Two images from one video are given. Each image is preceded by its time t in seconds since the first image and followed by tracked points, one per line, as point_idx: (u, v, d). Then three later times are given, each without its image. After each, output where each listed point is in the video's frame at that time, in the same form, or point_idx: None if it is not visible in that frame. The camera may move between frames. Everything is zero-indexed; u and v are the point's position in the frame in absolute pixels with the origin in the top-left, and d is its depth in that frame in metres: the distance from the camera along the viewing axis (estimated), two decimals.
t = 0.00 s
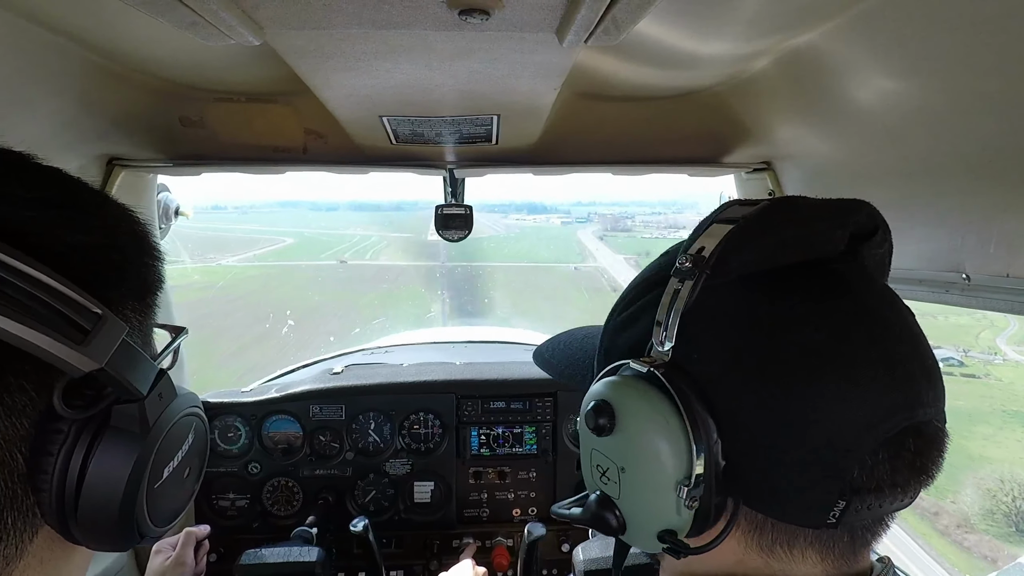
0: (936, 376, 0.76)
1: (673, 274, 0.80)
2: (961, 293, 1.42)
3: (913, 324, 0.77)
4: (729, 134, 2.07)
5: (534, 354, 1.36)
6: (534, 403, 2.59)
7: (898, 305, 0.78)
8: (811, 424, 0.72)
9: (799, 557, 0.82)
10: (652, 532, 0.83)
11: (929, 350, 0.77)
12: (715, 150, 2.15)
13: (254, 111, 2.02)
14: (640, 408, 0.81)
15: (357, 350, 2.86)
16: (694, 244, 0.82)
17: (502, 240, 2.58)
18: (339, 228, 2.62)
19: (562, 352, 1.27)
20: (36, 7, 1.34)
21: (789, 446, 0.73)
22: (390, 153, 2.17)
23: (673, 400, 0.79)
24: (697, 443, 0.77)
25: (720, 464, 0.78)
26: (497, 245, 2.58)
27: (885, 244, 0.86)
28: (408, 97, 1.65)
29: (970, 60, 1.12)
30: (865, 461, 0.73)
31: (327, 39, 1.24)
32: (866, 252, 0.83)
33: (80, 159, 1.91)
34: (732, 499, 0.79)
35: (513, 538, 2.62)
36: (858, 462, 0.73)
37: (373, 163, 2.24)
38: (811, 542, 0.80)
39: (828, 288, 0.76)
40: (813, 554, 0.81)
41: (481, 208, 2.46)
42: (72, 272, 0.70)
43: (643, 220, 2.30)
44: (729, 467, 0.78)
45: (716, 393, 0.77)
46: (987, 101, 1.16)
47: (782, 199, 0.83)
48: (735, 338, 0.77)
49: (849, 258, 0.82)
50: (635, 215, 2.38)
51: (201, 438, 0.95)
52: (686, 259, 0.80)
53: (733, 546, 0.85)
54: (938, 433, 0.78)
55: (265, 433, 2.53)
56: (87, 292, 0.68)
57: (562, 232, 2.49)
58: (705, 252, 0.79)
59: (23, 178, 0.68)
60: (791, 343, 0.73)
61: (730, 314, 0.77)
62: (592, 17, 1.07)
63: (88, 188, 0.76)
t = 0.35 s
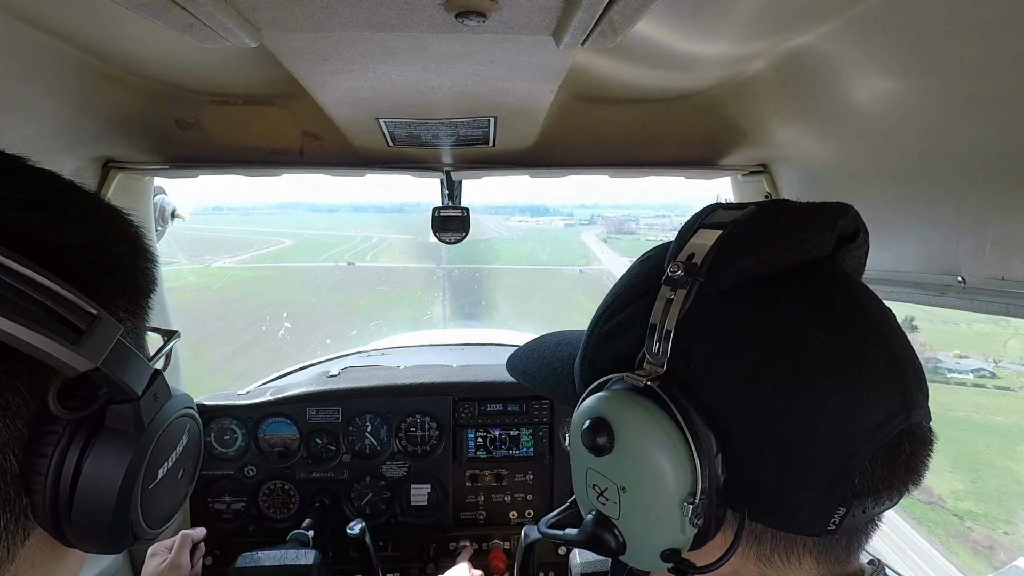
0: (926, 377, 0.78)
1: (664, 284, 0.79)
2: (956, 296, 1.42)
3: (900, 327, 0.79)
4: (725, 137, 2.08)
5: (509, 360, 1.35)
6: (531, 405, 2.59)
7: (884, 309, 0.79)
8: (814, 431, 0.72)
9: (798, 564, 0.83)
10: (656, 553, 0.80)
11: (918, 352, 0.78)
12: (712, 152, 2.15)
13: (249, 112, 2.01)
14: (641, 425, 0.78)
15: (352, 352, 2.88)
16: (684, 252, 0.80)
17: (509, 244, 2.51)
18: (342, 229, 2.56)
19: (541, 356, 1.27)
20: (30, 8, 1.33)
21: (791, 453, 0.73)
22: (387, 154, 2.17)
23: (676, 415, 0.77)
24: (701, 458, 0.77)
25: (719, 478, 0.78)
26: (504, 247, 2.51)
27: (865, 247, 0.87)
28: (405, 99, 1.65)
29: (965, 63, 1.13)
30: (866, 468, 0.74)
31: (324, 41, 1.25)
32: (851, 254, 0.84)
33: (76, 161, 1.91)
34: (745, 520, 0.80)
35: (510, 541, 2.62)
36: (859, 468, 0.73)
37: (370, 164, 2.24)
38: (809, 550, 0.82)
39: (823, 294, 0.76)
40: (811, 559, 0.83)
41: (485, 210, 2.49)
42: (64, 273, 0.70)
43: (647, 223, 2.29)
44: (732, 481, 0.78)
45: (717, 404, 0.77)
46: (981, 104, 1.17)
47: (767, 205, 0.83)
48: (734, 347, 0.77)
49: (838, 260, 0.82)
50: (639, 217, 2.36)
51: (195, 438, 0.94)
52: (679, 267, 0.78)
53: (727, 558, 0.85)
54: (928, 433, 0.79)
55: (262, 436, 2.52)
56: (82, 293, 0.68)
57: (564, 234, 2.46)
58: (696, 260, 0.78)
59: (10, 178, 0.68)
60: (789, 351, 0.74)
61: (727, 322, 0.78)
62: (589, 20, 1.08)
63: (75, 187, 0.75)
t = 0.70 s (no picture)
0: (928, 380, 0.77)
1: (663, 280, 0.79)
2: (954, 296, 1.43)
3: (902, 330, 0.78)
4: (723, 138, 2.08)
5: (518, 357, 1.35)
6: (529, 405, 2.59)
7: (887, 310, 0.79)
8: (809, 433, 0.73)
9: (794, 565, 0.83)
10: (649, 549, 0.82)
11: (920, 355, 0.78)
12: (710, 152, 2.16)
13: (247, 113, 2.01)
14: (634, 422, 0.80)
15: (350, 352, 2.86)
16: (684, 250, 0.80)
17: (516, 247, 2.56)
18: (341, 229, 2.62)
19: (554, 357, 1.25)
20: (28, 9, 1.33)
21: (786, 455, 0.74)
22: (385, 155, 2.17)
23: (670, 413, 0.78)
24: (694, 457, 0.77)
25: (713, 476, 0.78)
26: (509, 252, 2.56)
27: (871, 247, 0.86)
28: (403, 99, 1.65)
29: (962, 65, 1.13)
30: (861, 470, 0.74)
31: (322, 42, 1.25)
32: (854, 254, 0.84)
33: (73, 162, 1.91)
34: (729, 511, 0.81)
35: (508, 540, 2.62)
36: (854, 471, 0.74)
37: (367, 164, 2.24)
38: (804, 551, 0.82)
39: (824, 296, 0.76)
40: (807, 561, 0.83)
41: (489, 212, 2.50)
42: (75, 274, 0.70)
43: (654, 224, 2.29)
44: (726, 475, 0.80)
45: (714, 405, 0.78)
46: (979, 107, 1.17)
47: (769, 206, 0.83)
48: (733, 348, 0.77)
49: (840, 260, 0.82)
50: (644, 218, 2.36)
51: (203, 444, 0.94)
52: (678, 266, 0.78)
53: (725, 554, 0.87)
54: (930, 437, 0.79)
55: (260, 436, 2.52)
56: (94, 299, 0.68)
57: (570, 236, 2.49)
58: (695, 259, 0.78)
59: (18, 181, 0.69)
60: (787, 353, 0.74)
61: (725, 324, 0.78)
62: (587, 20, 1.08)
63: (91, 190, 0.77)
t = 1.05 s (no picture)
0: (917, 392, 0.74)
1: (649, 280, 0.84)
2: (957, 296, 1.42)
3: (897, 336, 0.76)
4: (725, 138, 2.08)
5: (545, 353, 1.38)
6: (531, 405, 2.59)
7: (879, 315, 0.76)
8: (772, 438, 0.73)
9: (773, 565, 0.82)
10: (621, 533, 0.88)
11: (911, 364, 0.75)
12: (711, 152, 2.16)
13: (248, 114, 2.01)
14: (606, 415, 0.87)
15: (353, 352, 2.85)
16: (672, 253, 0.85)
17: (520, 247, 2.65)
18: (345, 230, 2.68)
19: (569, 353, 1.26)
20: (30, 10, 1.34)
21: (747, 457, 0.74)
22: (386, 155, 2.17)
23: (638, 410, 0.83)
24: (657, 454, 0.81)
25: (683, 471, 0.81)
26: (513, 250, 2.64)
27: (881, 249, 0.84)
28: (403, 99, 1.65)
29: (963, 64, 1.13)
30: (828, 479, 0.73)
31: (324, 41, 1.25)
32: (852, 257, 0.83)
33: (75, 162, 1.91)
34: (697, 507, 0.83)
35: (510, 540, 2.62)
36: (820, 480, 0.73)
37: (369, 165, 2.23)
38: (780, 553, 0.81)
39: (802, 301, 0.76)
40: (787, 565, 0.81)
41: (495, 215, 2.57)
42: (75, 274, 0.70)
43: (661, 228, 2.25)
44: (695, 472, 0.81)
45: (686, 404, 0.80)
46: (980, 105, 1.17)
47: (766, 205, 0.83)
48: (708, 348, 0.78)
49: (836, 263, 0.81)
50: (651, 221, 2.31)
51: (203, 442, 0.94)
52: (661, 268, 0.82)
53: (711, 551, 0.88)
54: (921, 451, 0.76)
55: (262, 435, 2.52)
56: (91, 296, 0.68)
57: (579, 238, 2.48)
58: (678, 262, 0.82)
59: (21, 179, 0.69)
60: (756, 356, 0.74)
61: (702, 326, 0.80)
62: (588, 20, 1.08)
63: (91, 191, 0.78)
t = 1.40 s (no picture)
0: (917, 397, 0.74)
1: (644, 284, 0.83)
2: (963, 296, 1.42)
3: (898, 341, 0.76)
4: (730, 137, 2.07)
5: (547, 346, 1.36)
6: (536, 404, 2.59)
7: (881, 319, 0.76)
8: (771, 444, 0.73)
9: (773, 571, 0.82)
10: (616, 537, 0.89)
11: (911, 369, 0.75)
12: (716, 151, 2.15)
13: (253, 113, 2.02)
14: (602, 420, 0.87)
15: (355, 352, 2.85)
16: (669, 256, 0.84)
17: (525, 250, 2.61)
18: (349, 235, 2.63)
19: (567, 352, 1.25)
20: (38, 10, 1.35)
21: (746, 464, 0.74)
22: (391, 155, 2.18)
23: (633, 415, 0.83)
24: (653, 459, 0.81)
25: (680, 475, 0.81)
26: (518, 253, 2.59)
27: (883, 250, 0.84)
28: (407, 99, 1.65)
29: (969, 63, 1.12)
30: (827, 485, 0.73)
31: (327, 42, 1.25)
32: (849, 261, 0.83)
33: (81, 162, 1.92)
34: (695, 512, 0.83)
35: (515, 540, 2.62)
36: (819, 486, 0.73)
37: (374, 164, 2.23)
38: (779, 558, 0.80)
39: (801, 305, 0.75)
40: (787, 568, 0.81)
41: (499, 217, 2.48)
42: (69, 276, 0.71)
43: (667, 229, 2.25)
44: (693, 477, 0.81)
45: (682, 407, 0.80)
46: (983, 104, 1.17)
47: (767, 205, 0.82)
48: (705, 352, 0.78)
49: (834, 267, 0.81)
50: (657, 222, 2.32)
51: (197, 441, 0.95)
52: (657, 271, 0.82)
53: (710, 556, 0.88)
54: (919, 456, 0.76)
55: (267, 435, 2.53)
56: (76, 297, 0.68)
57: (581, 240, 2.49)
58: (674, 265, 0.82)
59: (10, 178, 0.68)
60: (755, 362, 0.74)
61: (699, 330, 0.79)
62: (594, 19, 1.07)
63: (83, 188, 0.77)
